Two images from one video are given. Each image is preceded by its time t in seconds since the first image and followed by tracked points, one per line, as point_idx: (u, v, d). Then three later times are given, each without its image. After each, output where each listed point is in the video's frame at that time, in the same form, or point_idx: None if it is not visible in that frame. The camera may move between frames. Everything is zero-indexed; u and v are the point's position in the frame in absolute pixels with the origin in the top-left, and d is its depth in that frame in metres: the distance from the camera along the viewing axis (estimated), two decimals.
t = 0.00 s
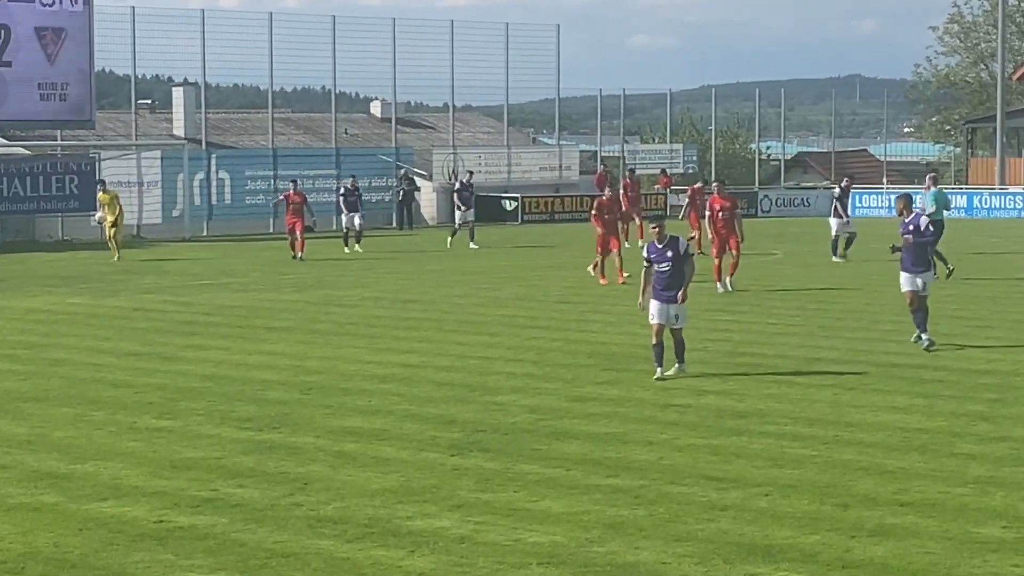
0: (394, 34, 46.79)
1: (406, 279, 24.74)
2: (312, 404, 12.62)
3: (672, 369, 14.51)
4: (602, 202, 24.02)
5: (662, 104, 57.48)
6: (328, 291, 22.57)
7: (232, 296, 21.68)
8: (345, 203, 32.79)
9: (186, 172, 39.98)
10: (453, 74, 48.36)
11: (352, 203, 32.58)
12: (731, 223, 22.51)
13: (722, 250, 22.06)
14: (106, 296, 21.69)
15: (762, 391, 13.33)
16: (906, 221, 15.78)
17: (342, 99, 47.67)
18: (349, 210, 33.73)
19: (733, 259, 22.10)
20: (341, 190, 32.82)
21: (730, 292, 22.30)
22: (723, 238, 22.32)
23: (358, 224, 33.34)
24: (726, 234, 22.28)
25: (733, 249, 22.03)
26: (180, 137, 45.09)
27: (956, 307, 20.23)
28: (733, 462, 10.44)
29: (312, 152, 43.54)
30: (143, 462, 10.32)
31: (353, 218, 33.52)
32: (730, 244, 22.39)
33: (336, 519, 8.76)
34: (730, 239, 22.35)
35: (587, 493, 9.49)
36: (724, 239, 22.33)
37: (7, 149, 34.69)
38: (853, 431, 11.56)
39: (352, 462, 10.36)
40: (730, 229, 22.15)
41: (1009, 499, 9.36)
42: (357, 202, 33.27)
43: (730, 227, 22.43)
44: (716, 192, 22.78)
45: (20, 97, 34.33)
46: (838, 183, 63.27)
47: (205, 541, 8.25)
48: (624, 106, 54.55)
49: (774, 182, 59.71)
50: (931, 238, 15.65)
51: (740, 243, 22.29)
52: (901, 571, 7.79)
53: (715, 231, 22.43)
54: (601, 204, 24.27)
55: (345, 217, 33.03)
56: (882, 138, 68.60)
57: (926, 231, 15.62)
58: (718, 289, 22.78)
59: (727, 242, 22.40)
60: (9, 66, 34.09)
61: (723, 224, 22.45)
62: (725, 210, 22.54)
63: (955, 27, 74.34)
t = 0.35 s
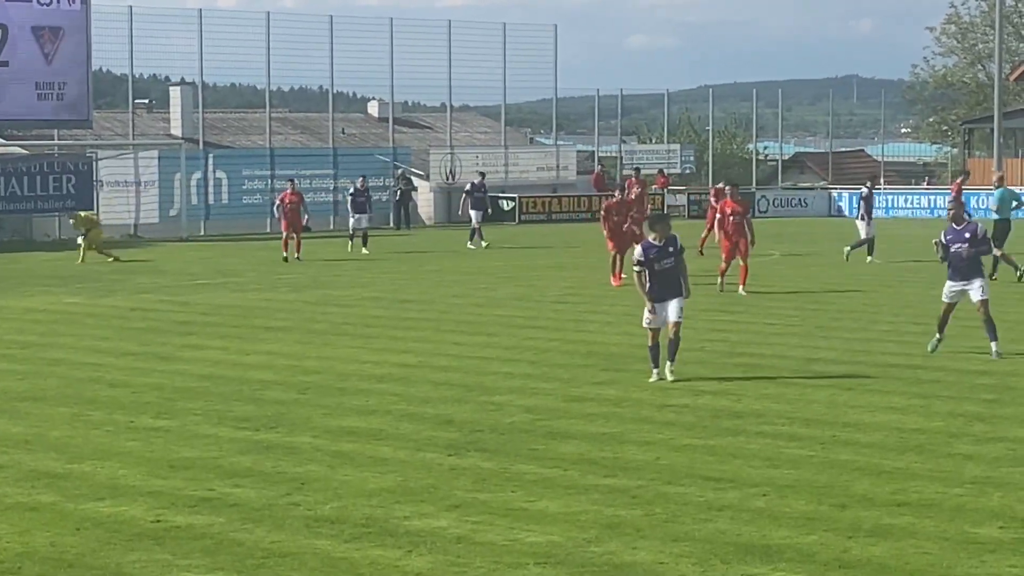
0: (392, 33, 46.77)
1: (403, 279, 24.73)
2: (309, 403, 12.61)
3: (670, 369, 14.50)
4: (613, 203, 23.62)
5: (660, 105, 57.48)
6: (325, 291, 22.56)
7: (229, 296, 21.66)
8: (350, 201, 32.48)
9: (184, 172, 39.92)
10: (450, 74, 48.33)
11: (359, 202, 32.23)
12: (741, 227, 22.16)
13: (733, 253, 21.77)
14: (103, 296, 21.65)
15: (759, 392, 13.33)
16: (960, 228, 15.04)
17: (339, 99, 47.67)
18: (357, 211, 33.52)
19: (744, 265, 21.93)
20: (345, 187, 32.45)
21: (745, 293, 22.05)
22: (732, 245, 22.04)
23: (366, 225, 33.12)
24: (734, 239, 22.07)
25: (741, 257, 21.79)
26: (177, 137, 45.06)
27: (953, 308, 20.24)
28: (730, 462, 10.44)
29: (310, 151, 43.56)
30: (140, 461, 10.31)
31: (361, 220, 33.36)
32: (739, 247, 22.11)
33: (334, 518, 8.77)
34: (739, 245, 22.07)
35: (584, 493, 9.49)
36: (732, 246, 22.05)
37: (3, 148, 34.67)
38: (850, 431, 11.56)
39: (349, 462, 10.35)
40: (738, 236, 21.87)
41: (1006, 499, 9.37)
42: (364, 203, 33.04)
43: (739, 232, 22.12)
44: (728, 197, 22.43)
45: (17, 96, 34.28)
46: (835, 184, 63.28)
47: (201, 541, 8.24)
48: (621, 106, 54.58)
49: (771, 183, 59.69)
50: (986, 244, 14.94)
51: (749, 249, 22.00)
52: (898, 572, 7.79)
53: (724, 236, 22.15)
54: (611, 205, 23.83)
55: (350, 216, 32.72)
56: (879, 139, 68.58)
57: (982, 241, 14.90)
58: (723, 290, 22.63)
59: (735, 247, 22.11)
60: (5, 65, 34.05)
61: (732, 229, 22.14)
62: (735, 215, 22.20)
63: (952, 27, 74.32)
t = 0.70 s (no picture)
0: (390, 32, 46.74)
1: (400, 278, 24.70)
2: (306, 402, 12.58)
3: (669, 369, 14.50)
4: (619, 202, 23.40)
5: (658, 103, 57.48)
6: (322, 289, 22.54)
7: (226, 295, 21.64)
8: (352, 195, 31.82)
9: (182, 170, 39.91)
10: (449, 73, 48.31)
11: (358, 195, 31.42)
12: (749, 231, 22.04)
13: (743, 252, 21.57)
14: (100, 294, 21.63)
15: (756, 391, 13.33)
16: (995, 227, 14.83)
17: (337, 98, 47.67)
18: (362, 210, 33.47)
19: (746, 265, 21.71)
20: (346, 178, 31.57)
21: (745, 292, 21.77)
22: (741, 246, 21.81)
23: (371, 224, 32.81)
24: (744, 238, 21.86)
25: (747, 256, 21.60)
26: (175, 135, 45.05)
27: (951, 307, 20.22)
28: (728, 461, 10.44)
29: (307, 150, 43.51)
30: (137, 460, 10.30)
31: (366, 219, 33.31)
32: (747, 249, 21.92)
33: (331, 517, 8.76)
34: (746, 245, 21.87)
35: (582, 492, 9.49)
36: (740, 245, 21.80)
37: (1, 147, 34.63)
38: (848, 430, 11.56)
39: (347, 460, 10.34)
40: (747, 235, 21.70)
41: (1004, 499, 9.37)
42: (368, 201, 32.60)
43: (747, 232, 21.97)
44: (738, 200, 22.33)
45: (16, 94, 34.26)
46: (833, 183, 63.28)
47: (199, 540, 8.24)
48: (619, 105, 54.59)
49: (768, 182, 59.72)
50: (1018, 246, 14.60)
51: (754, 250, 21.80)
52: (896, 570, 7.79)
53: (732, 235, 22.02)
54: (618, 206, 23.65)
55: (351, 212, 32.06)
56: (877, 138, 68.58)
57: (1010, 238, 14.58)
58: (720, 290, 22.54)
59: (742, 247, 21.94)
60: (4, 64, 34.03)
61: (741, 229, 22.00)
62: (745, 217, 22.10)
63: (950, 26, 74.27)
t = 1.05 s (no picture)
0: (389, 30, 46.75)
1: (399, 275, 24.71)
2: (305, 400, 12.58)
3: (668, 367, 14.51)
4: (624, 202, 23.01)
5: (657, 102, 57.50)
6: (321, 287, 22.53)
7: (225, 292, 21.63)
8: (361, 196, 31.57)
9: (181, 167, 39.93)
10: (447, 70, 48.34)
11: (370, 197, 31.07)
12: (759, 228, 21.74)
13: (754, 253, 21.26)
14: (98, 292, 21.62)
15: (755, 389, 13.33)
16: None
17: (337, 96, 47.72)
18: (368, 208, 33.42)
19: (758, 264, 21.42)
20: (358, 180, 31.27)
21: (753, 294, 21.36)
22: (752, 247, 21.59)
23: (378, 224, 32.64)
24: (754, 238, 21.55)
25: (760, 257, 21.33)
26: (174, 133, 45.05)
27: (950, 305, 20.21)
28: (727, 459, 10.44)
29: (307, 148, 43.49)
30: (136, 458, 10.30)
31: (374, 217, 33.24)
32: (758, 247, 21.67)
33: (330, 515, 8.76)
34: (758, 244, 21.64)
35: (581, 490, 9.49)
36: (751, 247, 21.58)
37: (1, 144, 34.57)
38: (847, 427, 11.57)
39: (345, 458, 10.34)
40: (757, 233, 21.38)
41: (1002, 497, 9.37)
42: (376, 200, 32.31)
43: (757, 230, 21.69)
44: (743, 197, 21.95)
45: (14, 91, 34.22)
46: (832, 181, 63.32)
47: (198, 537, 8.25)
48: (618, 103, 54.61)
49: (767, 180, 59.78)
50: None
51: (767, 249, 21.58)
52: (895, 568, 7.79)
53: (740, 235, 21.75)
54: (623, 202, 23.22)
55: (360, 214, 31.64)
56: (876, 136, 68.61)
57: None
58: (717, 288, 22.58)
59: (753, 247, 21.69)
60: (3, 61, 34.04)
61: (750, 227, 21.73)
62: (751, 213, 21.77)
63: (949, 24, 74.28)
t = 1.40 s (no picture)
0: (390, 27, 46.78)
1: (399, 273, 24.70)
2: (305, 398, 12.58)
3: (668, 364, 14.51)
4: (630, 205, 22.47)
5: (657, 99, 57.50)
6: (321, 285, 22.52)
7: (225, 290, 21.62)
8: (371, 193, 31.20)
9: (181, 165, 39.93)
10: (448, 68, 48.32)
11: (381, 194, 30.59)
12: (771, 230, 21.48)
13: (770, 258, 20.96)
14: (98, 289, 21.62)
15: (755, 386, 13.33)
16: None
17: (337, 93, 47.76)
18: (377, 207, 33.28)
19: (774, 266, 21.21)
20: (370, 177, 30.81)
21: (771, 295, 20.98)
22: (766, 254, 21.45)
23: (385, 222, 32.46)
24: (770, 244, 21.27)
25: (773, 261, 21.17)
26: (174, 131, 45.07)
27: (950, 302, 20.20)
28: (727, 456, 10.44)
29: (308, 146, 43.48)
30: (136, 455, 10.29)
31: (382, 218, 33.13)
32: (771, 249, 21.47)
33: (330, 512, 8.76)
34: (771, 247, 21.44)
35: (581, 487, 9.49)
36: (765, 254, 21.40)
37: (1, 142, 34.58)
38: (847, 425, 11.56)
39: (345, 455, 10.34)
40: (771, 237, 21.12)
41: (1002, 494, 9.37)
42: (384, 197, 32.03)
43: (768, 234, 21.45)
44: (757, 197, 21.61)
45: (14, 86, 34.22)
46: (833, 179, 63.32)
47: (198, 535, 8.25)
48: (619, 100, 54.63)
49: (767, 177, 59.76)
50: None
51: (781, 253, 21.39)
52: (895, 566, 7.79)
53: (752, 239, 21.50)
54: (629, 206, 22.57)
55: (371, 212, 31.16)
56: (877, 133, 68.61)
57: None
58: (716, 284, 22.60)
59: (766, 250, 21.50)
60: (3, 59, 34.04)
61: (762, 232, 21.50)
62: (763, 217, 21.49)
63: (949, 21, 74.27)
